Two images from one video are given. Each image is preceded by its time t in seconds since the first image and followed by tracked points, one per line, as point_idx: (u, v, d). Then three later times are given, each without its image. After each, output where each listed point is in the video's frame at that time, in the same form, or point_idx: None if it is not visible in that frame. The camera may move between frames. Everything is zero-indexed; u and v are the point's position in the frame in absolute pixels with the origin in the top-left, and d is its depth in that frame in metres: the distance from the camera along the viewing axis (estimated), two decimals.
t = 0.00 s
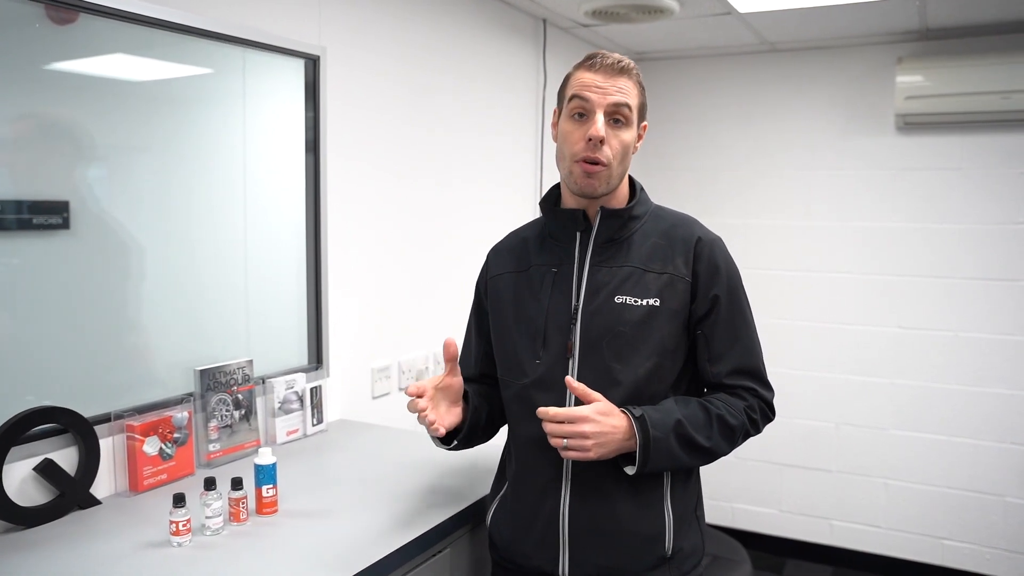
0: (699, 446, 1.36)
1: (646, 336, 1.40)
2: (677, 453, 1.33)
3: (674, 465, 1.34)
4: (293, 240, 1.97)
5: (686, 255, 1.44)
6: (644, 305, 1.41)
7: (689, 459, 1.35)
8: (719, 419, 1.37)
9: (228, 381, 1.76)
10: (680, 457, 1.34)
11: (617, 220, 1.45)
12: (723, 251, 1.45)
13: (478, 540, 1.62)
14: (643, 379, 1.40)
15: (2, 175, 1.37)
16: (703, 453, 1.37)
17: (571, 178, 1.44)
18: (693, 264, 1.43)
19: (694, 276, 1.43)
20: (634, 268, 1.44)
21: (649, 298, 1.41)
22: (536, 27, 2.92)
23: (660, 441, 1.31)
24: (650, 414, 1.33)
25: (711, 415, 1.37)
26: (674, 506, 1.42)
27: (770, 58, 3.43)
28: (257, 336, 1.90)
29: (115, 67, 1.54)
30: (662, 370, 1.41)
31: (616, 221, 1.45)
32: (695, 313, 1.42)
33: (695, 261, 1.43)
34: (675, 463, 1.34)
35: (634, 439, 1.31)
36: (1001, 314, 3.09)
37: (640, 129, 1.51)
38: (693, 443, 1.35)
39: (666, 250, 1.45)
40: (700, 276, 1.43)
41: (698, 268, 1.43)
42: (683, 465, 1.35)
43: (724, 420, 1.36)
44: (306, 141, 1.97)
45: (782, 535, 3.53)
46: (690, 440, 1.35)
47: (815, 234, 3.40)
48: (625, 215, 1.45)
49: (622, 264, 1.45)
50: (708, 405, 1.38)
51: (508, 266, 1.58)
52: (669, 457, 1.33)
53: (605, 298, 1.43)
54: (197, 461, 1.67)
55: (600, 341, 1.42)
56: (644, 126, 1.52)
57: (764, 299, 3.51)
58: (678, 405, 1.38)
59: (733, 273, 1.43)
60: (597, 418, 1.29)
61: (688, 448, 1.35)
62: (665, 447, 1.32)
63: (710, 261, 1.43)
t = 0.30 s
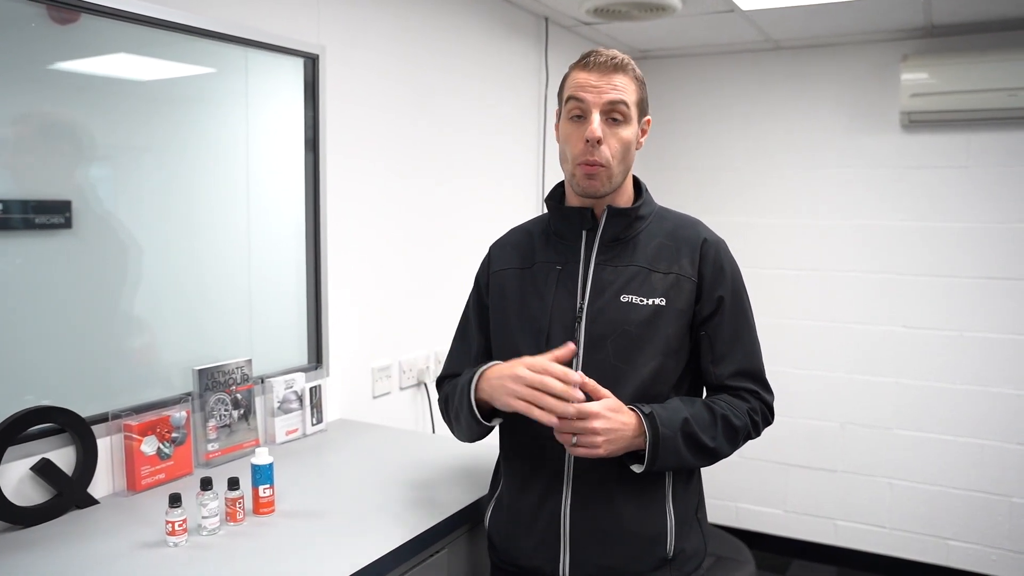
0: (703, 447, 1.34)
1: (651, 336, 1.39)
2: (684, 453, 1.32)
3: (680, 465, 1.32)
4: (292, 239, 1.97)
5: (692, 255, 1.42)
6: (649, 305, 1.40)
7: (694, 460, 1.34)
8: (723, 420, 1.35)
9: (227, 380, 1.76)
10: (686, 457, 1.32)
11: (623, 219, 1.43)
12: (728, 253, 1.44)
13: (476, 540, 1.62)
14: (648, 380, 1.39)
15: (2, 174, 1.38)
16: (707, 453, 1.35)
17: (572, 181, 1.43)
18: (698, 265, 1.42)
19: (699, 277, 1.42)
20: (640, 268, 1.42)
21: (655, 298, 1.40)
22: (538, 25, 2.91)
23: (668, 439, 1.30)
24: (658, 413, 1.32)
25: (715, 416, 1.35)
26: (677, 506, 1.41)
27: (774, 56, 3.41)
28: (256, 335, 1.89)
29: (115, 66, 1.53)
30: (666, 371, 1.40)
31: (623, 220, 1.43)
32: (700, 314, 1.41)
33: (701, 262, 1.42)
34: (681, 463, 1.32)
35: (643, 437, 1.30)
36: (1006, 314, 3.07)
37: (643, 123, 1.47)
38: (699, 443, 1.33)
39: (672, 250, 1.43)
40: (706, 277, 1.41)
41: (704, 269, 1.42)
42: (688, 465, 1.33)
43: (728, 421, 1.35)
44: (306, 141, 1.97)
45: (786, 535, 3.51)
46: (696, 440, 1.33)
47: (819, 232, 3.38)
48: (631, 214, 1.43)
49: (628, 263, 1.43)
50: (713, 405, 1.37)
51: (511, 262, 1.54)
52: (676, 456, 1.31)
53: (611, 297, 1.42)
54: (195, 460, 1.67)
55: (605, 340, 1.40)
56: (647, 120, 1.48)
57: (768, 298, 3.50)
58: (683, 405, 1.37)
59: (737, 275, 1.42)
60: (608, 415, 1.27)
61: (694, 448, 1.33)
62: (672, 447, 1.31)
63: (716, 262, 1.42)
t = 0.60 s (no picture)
0: (710, 449, 1.33)
1: (658, 337, 1.37)
2: (690, 456, 1.31)
3: (686, 468, 1.31)
4: (294, 237, 1.97)
5: (700, 255, 1.40)
6: (657, 305, 1.38)
7: (701, 461, 1.33)
8: (730, 421, 1.34)
9: (228, 379, 1.75)
10: (693, 459, 1.31)
11: (631, 218, 1.42)
12: (735, 253, 1.42)
13: (477, 539, 1.61)
14: (655, 381, 1.37)
15: (4, 172, 1.38)
16: (713, 455, 1.34)
17: (577, 183, 1.41)
18: (706, 265, 1.40)
19: (707, 277, 1.40)
20: (648, 267, 1.41)
21: (662, 298, 1.38)
22: (541, 22, 2.90)
23: (675, 443, 1.29)
24: (665, 416, 1.30)
25: (722, 417, 1.34)
26: (681, 507, 1.41)
27: (779, 52, 3.39)
28: (258, 334, 1.89)
29: (115, 63, 1.53)
30: (672, 371, 1.38)
31: (631, 218, 1.42)
32: (707, 314, 1.39)
33: (709, 262, 1.40)
34: (688, 466, 1.31)
35: (650, 439, 1.29)
36: (1013, 312, 3.05)
37: (649, 121, 1.45)
38: (706, 446, 1.32)
39: (679, 250, 1.42)
40: (713, 277, 1.40)
41: (711, 268, 1.40)
42: (695, 468, 1.32)
43: (735, 422, 1.34)
44: (307, 138, 1.96)
45: (790, 534, 3.50)
46: (704, 442, 1.32)
47: (824, 230, 3.36)
48: (639, 212, 1.42)
49: (635, 262, 1.42)
50: (719, 406, 1.35)
51: (516, 260, 1.52)
52: (683, 459, 1.30)
53: (618, 296, 1.40)
54: (195, 459, 1.67)
55: (611, 340, 1.39)
56: (653, 117, 1.46)
57: (773, 296, 3.48)
58: (689, 406, 1.35)
59: (744, 276, 1.41)
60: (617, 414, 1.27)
61: (701, 450, 1.32)
62: (679, 450, 1.29)
63: (723, 262, 1.40)
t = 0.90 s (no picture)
0: (712, 456, 1.31)
1: (659, 341, 1.36)
2: (691, 464, 1.28)
3: (686, 476, 1.29)
4: (295, 239, 1.96)
5: (703, 258, 1.38)
6: (658, 309, 1.36)
7: (703, 469, 1.31)
8: (733, 429, 1.32)
9: (228, 381, 1.75)
10: (693, 467, 1.29)
11: (633, 221, 1.40)
12: (741, 255, 1.39)
13: (477, 543, 1.60)
14: (656, 386, 1.35)
15: (8, 173, 1.38)
16: (716, 463, 1.32)
17: (579, 188, 1.41)
18: (710, 269, 1.38)
19: (710, 281, 1.38)
20: (650, 271, 1.39)
21: (665, 302, 1.36)
22: (544, 23, 2.89)
23: (674, 452, 1.27)
24: (663, 424, 1.28)
25: (724, 424, 1.32)
26: (682, 514, 1.38)
27: (783, 53, 3.37)
28: (258, 336, 1.88)
29: (115, 64, 1.53)
30: (674, 377, 1.36)
31: (634, 221, 1.40)
32: (711, 319, 1.37)
33: (713, 265, 1.38)
34: (688, 473, 1.29)
35: (646, 448, 1.27)
36: (1018, 314, 3.03)
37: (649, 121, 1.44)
38: (707, 453, 1.30)
39: (682, 253, 1.39)
40: (717, 282, 1.37)
41: (714, 272, 1.37)
42: (696, 476, 1.30)
43: (738, 429, 1.32)
44: (308, 139, 1.96)
45: (795, 537, 3.48)
46: (705, 450, 1.30)
47: (828, 232, 3.35)
48: (642, 215, 1.40)
49: (637, 266, 1.40)
50: (723, 413, 1.33)
51: (520, 263, 1.52)
52: (682, 467, 1.28)
53: (620, 300, 1.38)
54: (195, 461, 1.67)
55: (611, 344, 1.37)
56: (653, 115, 1.45)
57: (776, 298, 3.46)
58: (692, 413, 1.33)
59: (749, 279, 1.38)
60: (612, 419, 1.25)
61: (702, 458, 1.30)
62: (679, 458, 1.27)
63: (728, 266, 1.37)
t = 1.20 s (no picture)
0: (705, 461, 1.29)
1: (655, 343, 1.34)
2: (680, 467, 1.27)
3: (676, 479, 1.28)
4: (295, 239, 1.96)
5: (703, 260, 1.36)
6: (655, 310, 1.35)
7: (694, 472, 1.29)
8: (729, 434, 1.30)
9: (226, 382, 1.75)
10: (683, 470, 1.28)
11: (633, 220, 1.39)
12: (742, 257, 1.37)
13: (475, 544, 1.59)
14: (651, 388, 1.34)
15: (9, 173, 1.39)
16: (709, 468, 1.30)
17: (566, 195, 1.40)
18: (709, 271, 1.35)
19: (709, 283, 1.35)
20: (649, 272, 1.38)
21: (661, 304, 1.35)
22: (545, 23, 2.89)
23: (663, 454, 1.26)
24: (652, 425, 1.27)
25: (720, 429, 1.30)
26: (676, 518, 1.36)
27: (786, 52, 3.36)
28: (258, 336, 1.88)
29: (115, 63, 1.53)
30: (670, 379, 1.35)
31: (633, 221, 1.39)
32: (710, 322, 1.35)
33: (713, 267, 1.35)
34: (677, 476, 1.28)
35: (633, 449, 1.26)
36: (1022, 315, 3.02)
37: (639, 119, 1.38)
38: (699, 457, 1.29)
39: (682, 254, 1.38)
40: (717, 284, 1.35)
41: (714, 275, 1.35)
42: (687, 479, 1.29)
43: (734, 435, 1.30)
44: (307, 139, 1.96)
45: (798, 538, 3.47)
46: (697, 454, 1.28)
47: (830, 231, 3.33)
48: (641, 216, 1.38)
49: (636, 267, 1.39)
50: (719, 418, 1.32)
51: (522, 262, 1.53)
52: (671, 470, 1.27)
53: (617, 300, 1.38)
54: (194, 461, 1.67)
55: (607, 345, 1.37)
56: (645, 113, 1.38)
57: (779, 298, 3.45)
58: (686, 417, 1.32)
59: (751, 282, 1.35)
60: (594, 421, 1.25)
61: (693, 461, 1.29)
62: (668, 460, 1.26)
63: (728, 268, 1.35)
